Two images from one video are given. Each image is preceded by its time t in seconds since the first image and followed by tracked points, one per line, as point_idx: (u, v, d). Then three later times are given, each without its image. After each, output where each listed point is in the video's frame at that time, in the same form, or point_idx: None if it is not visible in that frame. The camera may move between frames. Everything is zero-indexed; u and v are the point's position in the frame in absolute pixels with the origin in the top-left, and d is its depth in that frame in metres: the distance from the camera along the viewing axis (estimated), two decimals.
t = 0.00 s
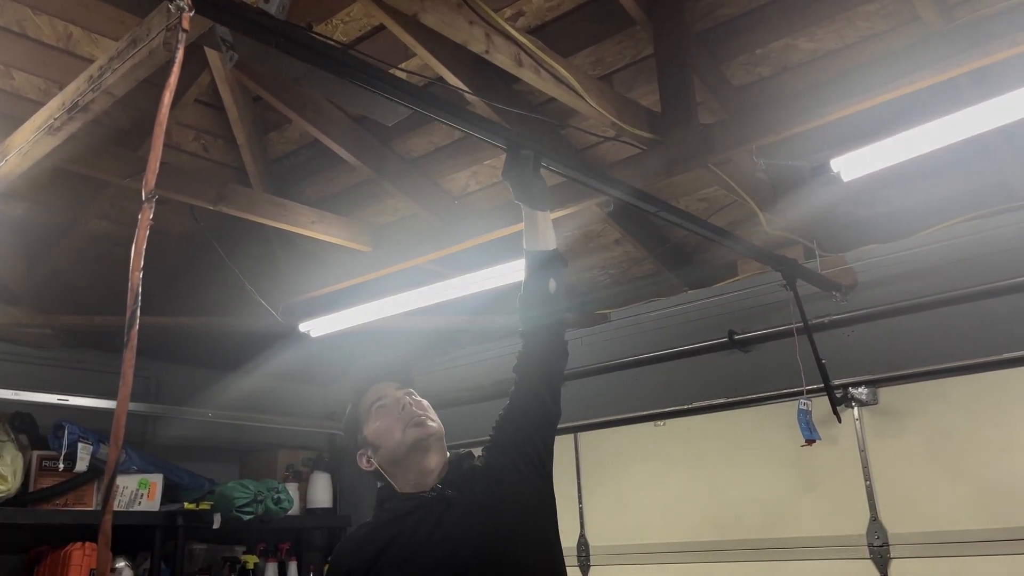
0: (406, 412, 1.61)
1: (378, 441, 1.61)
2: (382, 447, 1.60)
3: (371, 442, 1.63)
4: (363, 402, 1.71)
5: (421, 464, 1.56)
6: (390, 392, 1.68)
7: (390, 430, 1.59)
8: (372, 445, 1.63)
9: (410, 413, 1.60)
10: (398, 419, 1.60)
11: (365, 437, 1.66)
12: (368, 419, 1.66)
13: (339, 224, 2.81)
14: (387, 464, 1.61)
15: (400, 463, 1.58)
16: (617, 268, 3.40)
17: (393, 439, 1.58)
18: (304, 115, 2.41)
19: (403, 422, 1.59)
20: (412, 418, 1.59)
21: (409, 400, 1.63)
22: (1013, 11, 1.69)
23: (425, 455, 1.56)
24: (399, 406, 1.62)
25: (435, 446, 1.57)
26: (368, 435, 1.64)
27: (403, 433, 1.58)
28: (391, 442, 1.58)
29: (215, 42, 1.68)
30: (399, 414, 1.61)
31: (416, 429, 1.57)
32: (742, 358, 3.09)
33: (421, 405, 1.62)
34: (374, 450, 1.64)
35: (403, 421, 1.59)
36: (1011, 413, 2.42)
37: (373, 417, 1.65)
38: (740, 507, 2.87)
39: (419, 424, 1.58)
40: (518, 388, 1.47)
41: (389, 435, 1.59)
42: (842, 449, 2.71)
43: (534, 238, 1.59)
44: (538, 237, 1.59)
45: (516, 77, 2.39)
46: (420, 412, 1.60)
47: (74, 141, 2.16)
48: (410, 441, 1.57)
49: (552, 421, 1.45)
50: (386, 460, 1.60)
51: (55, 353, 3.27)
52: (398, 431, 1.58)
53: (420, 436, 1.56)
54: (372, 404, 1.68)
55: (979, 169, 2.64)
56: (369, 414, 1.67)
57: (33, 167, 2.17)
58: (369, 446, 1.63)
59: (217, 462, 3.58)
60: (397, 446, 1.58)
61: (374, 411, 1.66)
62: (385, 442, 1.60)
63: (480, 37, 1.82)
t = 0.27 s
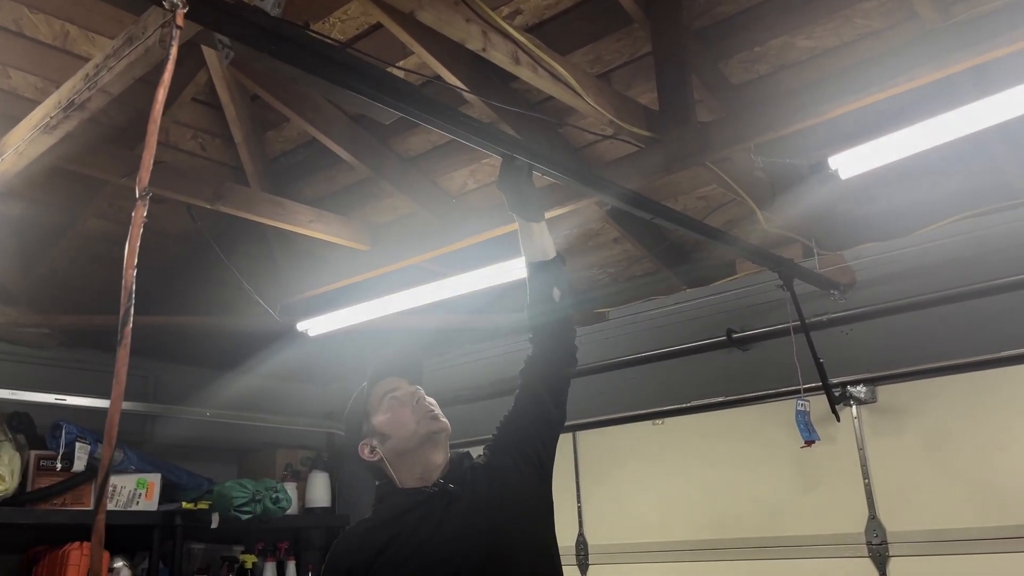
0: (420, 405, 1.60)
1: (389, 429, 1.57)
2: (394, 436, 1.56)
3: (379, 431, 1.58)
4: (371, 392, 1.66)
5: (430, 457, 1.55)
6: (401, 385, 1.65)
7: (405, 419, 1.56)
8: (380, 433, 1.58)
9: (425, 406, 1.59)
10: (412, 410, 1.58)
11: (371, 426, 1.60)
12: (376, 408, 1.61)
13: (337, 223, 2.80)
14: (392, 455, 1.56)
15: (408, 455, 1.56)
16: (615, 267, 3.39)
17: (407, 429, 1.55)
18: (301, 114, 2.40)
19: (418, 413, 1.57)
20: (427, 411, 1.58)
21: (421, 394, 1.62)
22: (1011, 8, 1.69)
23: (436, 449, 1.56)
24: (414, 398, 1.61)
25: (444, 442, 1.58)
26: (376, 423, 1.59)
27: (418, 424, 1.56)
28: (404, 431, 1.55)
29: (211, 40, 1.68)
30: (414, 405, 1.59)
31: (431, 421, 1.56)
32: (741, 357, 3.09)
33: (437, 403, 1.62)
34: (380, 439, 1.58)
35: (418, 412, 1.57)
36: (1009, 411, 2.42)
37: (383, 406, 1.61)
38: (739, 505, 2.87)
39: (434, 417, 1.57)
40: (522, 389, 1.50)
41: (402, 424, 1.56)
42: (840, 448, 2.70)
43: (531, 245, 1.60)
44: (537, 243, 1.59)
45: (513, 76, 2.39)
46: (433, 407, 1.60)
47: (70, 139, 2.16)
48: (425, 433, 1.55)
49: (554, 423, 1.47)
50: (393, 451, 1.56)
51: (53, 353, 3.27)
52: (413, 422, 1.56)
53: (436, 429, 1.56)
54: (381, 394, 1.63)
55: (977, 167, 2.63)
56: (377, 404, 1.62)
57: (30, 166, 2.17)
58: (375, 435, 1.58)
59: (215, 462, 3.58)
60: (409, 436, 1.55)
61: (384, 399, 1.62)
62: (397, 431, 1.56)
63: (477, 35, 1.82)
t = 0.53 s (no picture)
0: (436, 399, 1.57)
1: (402, 421, 1.54)
2: (406, 429, 1.54)
3: (392, 421, 1.55)
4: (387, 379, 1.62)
5: (438, 454, 1.55)
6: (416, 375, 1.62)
7: (420, 413, 1.54)
8: (392, 424, 1.55)
9: (440, 401, 1.57)
10: (427, 404, 1.56)
11: (382, 414, 1.57)
12: (389, 396, 1.58)
13: (334, 221, 2.79)
14: (401, 447, 1.54)
15: (417, 449, 1.54)
16: (613, 265, 3.39)
17: (421, 423, 1.53)
18: (298, 112, 2.40)
19: (434, 409, 1.55)
20: (441, 407, 1.56)
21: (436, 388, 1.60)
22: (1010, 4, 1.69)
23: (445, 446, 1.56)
24: (430, 392, 1.58)
25: (452, 440, 1.58)
26: (388, 412, 1.56)
27: (432, 421, 1.54)
28: (417, 426, 1.53)
29: (207, 37, 1.67)
30: (430, 399, 1.57)
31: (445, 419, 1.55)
32: (739, 355, 3.09)
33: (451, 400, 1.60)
34: (390, 429, 1.55)
35: (433, 408, 1.55)
36: (1009, 408, 2.41)
37: (398, 396, 1.57)
38: (738, 503, 2.87)
39: (447, 414, 1.56)
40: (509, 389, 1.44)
41: (417, 418, 1.54)
42: (838, 445, 2.70)
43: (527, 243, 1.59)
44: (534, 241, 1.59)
45: (511, 73, 2.38)
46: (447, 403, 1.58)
47: (66, 138, 2.15)
48: (438, 430, 1.54)
49: (541, 419, 1.42)
50: (402, 444, 1.54)
51: (50, 352, 3.26)
52: (429, 418, 1.54)
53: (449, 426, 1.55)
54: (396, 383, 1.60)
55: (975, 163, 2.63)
56: (390, 392, 1.59)
57: (26, 164, 2.16)
58: (386, 424, 1.55)
59: (213, 460, 3.57)
60: (422, 431, 1.54)
61: (400, 390, 1.58)
62: (411, 425, 1.54)
63: (474, 32, 1.81)
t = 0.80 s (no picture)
0: (447, 395, 1.57)
1: (412, 414, 1.54)
2: (417, 422, 1.53)
3: (403, 412, 1.54)
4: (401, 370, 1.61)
5: (445, 449, 1.55)
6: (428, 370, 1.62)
7: (432, 408, 1.53)
8: (402, 415, 1.54)
9: (451, 398, 1.57)
10: (438, 399, 1.55)
11: (392, 404, 1.56)
12: (401, 387, 1.57)
13: (331, 218, 2.78)
14: (409, 439, 1.54)
15: (425, 443, 1.54)
16: (611, 262, 3.38)
17: (432, 417, 1.53)
18: (294, 108, 2.39)
19: (446, 404, 1.55)
20: (453, 404, 1.56)
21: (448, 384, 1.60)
22: None
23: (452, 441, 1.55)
24: (442, 387, 1.58)
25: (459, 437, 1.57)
26: (399, 403, 1.55)
27: (443, 416, 1.54)
28: (428, 419, 1.53)
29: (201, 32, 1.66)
30: (443, 394, 1.56)
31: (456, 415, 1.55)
32: (736, 352, 3.08)
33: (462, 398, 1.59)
34: (400, 420, 1.55)
35: (444, 403, 1.55)
36: (1007, 405, 2.41)
37: (411, 388, 1.57)
38: (737, 500, 2.87)
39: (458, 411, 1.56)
40: (517, 389, 1.47)
41: (428, 411, 1.53)
42: (836, 441, 2.70)
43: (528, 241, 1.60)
44: (535, 246, 1.59)
45: (507, 69, 2.37)
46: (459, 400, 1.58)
47: (61, 135, 2.14)
48: (447, 426, 1.53)
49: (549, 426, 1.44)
50: (410, 436, 1.54)
51: (46, 350, 3.26)
52: (440, 413, 1.54)
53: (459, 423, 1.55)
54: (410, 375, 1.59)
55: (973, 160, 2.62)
56: (403, 384, 1.58)
57: (20, 161, 2.15)
58: (397, 415, 1.55)
59: (210, 458, 3.57)
60: (431, 425, 1.53)
61: (413, 382, 1.58)
62: (422, 417, 1.53)
63: (470, 27, 1.80)
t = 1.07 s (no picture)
0: (441, 392, 1.54)
1: (406, 411, 1.51)
2: (410, 420, 1.50)
3: (396, 410, 1.51)
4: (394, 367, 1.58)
5: (440, 447, 1.53)
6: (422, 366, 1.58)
7: (425, 405, 1.50)
8: (395, 413, 1.51)
9: (445, 395, 1.54)
10: (432, 396, 1.52)
11: (385, 401, 1.53)
12: (394, 384, 1.54)
13: (327, 213, 2.77)
14: (402, 437, 1.51)
15: (418, 441, 1.52)
16: (609, 257, 3.37)
17: (425, 415, 1.50)
18: (290, 103, 2.38)
19: (439, 401, 1.52)
20: (447, 401, 1.53)
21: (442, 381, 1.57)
22: None
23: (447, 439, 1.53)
24: (436, 384, 1.54)
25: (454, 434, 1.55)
26: (392, 400, 1.52)
27: (437, 413, 1.51)
28: (421, 417, 1.50)
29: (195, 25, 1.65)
30: (436, 391, 1.53)
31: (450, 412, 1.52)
32: (734, 347, 3.08)
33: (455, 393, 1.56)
34: (393, 417, 1.52)
35: (438, 400, 1.52)
36: (1004, 399, 2.41)
37: (404, 385, 1.53)
38: (734, 495, 2.87)
39: (452, 408, 1.53)
40: (505, 382, 1.47)
41: (422, 409, 1.51)
42: (833, 436, 2.70)
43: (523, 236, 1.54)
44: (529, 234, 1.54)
45: (504, 63, 2.36)
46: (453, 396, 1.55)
47: (55, 129, 2.13)
48: (441, 423, 1.51)
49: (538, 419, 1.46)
50: (404, 434, 1.51)
51: (42, 347, 3.24)
52: (433, 410, 1.51)
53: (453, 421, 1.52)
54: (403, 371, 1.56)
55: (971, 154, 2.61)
56: (395, 380, 1.55)
57: (14, 156, 2.14)
58: (389, 413, 1.52)
59: (207, 454, 3.56)
60: (425, 422, 1.51)
61: (406, 379, 1.54)
62: (416, 416, 1.50)
63: (466, 20, 1.79)
